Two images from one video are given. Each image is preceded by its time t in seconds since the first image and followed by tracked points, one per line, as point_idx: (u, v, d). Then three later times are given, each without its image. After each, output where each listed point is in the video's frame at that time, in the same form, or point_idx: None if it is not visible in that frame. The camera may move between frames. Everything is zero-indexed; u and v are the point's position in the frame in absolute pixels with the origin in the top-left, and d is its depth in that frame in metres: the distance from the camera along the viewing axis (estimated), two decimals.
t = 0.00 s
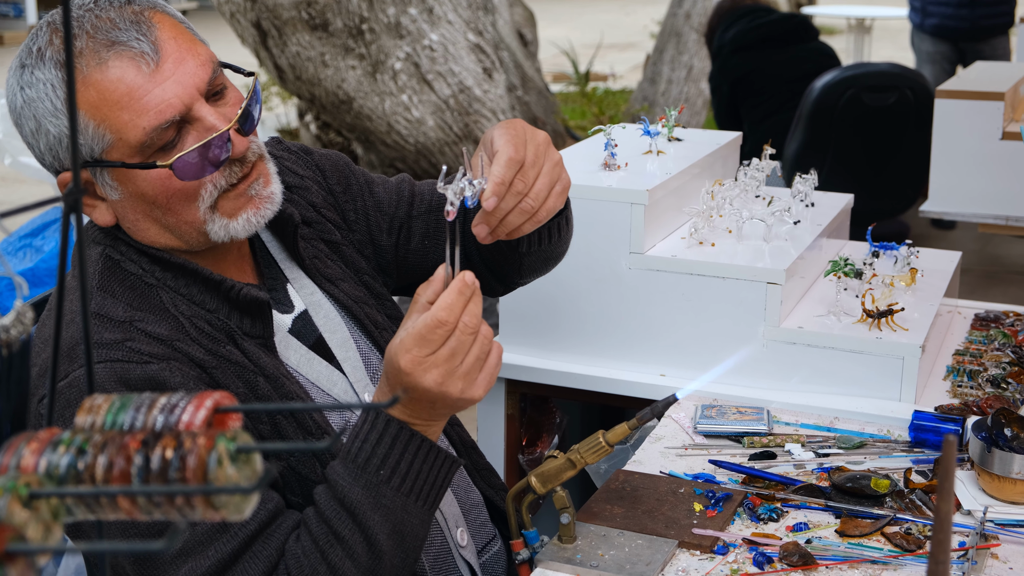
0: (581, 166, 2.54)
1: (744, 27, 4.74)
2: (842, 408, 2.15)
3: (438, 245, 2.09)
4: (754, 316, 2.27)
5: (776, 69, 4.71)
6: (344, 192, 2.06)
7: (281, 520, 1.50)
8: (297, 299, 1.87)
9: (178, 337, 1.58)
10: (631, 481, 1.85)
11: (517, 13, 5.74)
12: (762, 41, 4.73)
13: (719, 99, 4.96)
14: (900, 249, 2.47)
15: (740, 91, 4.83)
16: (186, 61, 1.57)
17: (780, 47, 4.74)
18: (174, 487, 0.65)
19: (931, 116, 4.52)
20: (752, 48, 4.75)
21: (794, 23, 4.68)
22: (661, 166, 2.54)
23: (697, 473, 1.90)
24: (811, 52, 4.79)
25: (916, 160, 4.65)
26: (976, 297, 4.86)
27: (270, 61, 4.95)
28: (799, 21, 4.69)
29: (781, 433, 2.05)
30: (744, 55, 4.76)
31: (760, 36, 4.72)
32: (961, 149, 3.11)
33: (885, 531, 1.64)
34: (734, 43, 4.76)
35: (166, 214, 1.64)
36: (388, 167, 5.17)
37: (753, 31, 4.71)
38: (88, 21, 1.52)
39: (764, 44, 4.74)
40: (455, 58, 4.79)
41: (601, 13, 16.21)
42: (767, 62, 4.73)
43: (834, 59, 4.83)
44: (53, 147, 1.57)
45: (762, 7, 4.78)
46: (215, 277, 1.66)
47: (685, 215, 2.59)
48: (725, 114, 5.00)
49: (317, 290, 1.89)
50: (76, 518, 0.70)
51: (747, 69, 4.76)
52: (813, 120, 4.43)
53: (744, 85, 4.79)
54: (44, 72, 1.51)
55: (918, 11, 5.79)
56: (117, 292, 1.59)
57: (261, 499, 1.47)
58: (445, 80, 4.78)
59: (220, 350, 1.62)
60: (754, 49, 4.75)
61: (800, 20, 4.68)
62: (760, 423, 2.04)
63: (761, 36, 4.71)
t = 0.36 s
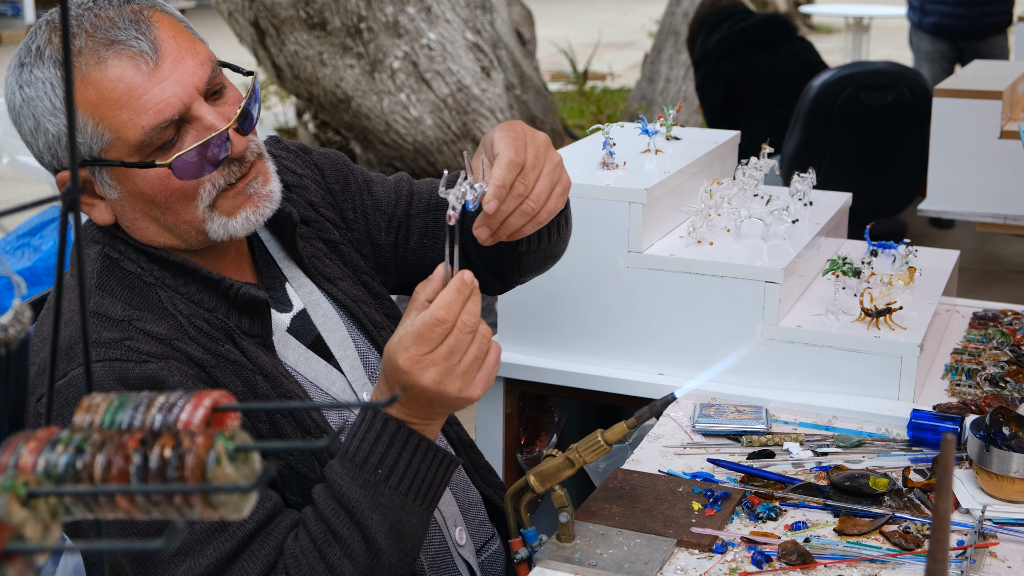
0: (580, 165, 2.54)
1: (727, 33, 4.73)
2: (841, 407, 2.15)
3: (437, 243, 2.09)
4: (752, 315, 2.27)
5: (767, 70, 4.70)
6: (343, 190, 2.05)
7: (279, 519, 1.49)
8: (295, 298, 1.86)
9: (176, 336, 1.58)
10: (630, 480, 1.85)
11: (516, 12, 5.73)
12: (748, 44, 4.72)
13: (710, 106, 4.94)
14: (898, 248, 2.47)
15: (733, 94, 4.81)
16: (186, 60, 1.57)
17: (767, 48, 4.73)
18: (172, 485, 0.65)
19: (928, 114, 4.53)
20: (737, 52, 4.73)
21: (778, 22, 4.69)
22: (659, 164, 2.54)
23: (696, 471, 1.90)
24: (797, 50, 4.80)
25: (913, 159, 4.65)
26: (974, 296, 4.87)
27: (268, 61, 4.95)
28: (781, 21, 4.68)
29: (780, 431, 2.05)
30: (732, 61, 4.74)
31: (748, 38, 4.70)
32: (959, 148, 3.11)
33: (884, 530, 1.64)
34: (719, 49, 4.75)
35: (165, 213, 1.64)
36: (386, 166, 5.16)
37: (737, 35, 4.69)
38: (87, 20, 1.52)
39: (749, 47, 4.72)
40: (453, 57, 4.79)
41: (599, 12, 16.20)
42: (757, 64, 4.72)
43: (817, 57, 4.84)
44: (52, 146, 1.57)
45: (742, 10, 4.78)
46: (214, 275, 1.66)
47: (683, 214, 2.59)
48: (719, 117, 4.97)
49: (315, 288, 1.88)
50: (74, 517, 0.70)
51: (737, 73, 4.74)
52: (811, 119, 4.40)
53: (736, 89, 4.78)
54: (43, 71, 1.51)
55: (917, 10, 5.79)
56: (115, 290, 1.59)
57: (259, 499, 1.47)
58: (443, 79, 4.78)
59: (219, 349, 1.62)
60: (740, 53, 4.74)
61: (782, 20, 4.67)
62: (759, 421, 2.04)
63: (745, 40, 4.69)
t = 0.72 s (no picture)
0: (581, 164, 2.54)
1: (720, 35, 4.79)
2: (842, 406, 2.15)
3: (439, 243, 2.09)
4: (754, 314, 2.27)
5: (761, 70, 4.70)
6: (344, 190, 2.06)
7: (280, 519, 1.49)
8: (297, 297, 1.86)
9: (178, 335, 1.58)
10: (632, 479, 1.85)
11: (518, 11, 5.72)
12: (741, 46, 4.74)
13: (705, 109, 4.92)
14: (900, 246, 2.47)
15: (728, 95, 4.79)
16: (188, 59, 1.57)
17: (758, 49, 4.75)
18: (173, 485, 0.65)
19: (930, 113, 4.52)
20: (730, 54, 4.75)
21: (769, 24, 4.72)
22: (661, 163, 2.54)
23: (697, 470, 1.90)
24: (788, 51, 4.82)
25: (914, 158, 4.66)
26: (975, 295, 4.86)
27: (269, 60, 4.95)
28: (773, 24, 4.73)
29: (781, 431, 2.05)
30: (726, 61, 4.75)
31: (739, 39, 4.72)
32: (961, 147, 3.11)
33: (886, 529, 1.64)
34: (713, 51, 4.77)
35: (167, 212, 1.64)
36: (387, 165, 5.16)
37: (731, 36, 4.73)
38: (90, 19, 1.52)
39: (742, 49, 4.74)
40: (454, 56, 4.79)
41: (600, 11, 16.19)
42: (751, 64, 4.72)
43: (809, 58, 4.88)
44: (54, 145, 1.57)
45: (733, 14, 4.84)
46: (216, 274, 1.66)
47: (685, 213, 2.59)
48: (713, 118, 4.94)
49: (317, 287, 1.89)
50: (76, 516, 0.70)
51: (732, 73, 4.73)
52: (814, 118, 4.38)
53: (731, 90, 4.76)
54: (45, 70, 1.51)
55: (918, 9, 5.79)
56: (117, 289, 1.59)
57: (261, 498, 1.47)
58: (444, 78, 4.78)
59: (220, 348, 1.62)
60: (734, 54, 4.75)
61: (772, 22, 4.71)
62: (760, 421, 2.04)
63: (739, 41, 4.72)
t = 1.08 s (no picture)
0: (582, 163, 2.54)
1: (720, 34, 4.73)
2: (843, 405, 2.15)
3: (440, 242, 2.09)
4: (755, 313, 2.27)
5: (762, 70, 4.68)
6: (346, 190, 2.06)
7: (281, 519, 1.50)
8: (298, 297, 1.87)
9: (179, 335, 1.58)
10: (633, 478, 1.85)
11: (518, 11, 5.72)
12: (741, 46, 4.71)
13: (707, 107, 4.93)
14: (900, 246, 2.47)
15: (728, 96, 4.80)
16: (189, 58, 1.58)
17: (759, 48, 4.72)
18: (174, 484, 0.65)
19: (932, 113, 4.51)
20: (730, 54, 4.73)
21: (769, 22, 4.66)
22: (661, 163, 2.53)
23: (698, 470, 1.90)
24: (790, 49, 4.79)
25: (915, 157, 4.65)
26: (976, 294, 4.86)
27: (270, 59, 4.94)
28: (773, 22, 4.67)
29: (782, 430, 2.05)
30: (725, 62, 4.73)
31: (740, 39, 4.68)
32: (961, 147, 3.11)
33: (886, 528, 1.64)
34: (712, 51, 4.74)
35: (168, 211, 1.64)
36: (388, 164, 5.15)
37: (731, 36, 4.68)
38: (91, 18, 1.52)
39: (741, 49, 4.71)
40: (455, 55, 4.80)
41: (601, 11, 16.18)
42: (750, 64, 4.70)
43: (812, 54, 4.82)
44: (56, 144, 1.57)
45: (734, 10, 4.76)
46: (218, 274, 1.66)
47: (685, 212, 2.59)
48: (714, 117, 4.94)
49: (318, 287, 1.89)
50: (77, 515, 0.70)
51: (732, 73, 4.72)
52: (814, 118, 4.38)
53: (731, 90, 4.76)
54: (47, 69, 1.51)
55: (918, 9, 5.79)
56: (119, 289, 1.59)
57: (262, 498, 1.47)
58: (445, 77, 4.78)
59: (222, 348, 1.62)
60: (733, 54, 4.73)
61: (774, 19, 4.64)
62: (761, 420, 2.04)
63: (738, 41, 4.69)
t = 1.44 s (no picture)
0: (583, 163, 2.54)
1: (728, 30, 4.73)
2: (843, 405, 2.15)
3: (441, 242, 2.09)
4: (755, 313, 2.27)
5: (765, 69, 4.68)
6: (346, 189, 2.05)
7: (281, 519, 1.50)
8: (299, 297, 1.87)
9: (180, 335, 1.58)
10: (633, 478, 1.85)
11: (519, 11, 5.72)
12: (746, 44, 4.72)
13: (711, 104, 4.94)
14: (901, 246, 2.46)
15: (732, 94, 4.81)
16: (190, 58, 1.58)
17: (765, 47, 4.72)
18: (174, 484, 0.65)
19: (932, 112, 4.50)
20: (735, 52, 4.74)
21: (777, 21, 4.67)
22: (662, 163, 2.53)
23: (698, 470, 1.90)
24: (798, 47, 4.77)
25: (916, 157, 4.64)
26: (976, 294, 4.86)
27: (271, 59, 4.94)
28: (781, 20, 4.68)
29: (782, 430, 2.05)
30: (730, 60, 4.74)
31: (745, 38, 4.70)
32: (962, 147, 3.11)
33: (887, 528, 1.64)
34: (719, 49, 4.76)
35: (168, 212, 1.64)
36: (388, 164, 5.15)
37: (736, 35, 4.70)
38: (93, 18, 1.52)
39: (747, 47, 4.72)
40: (456, 55, 4.80)
41: (602, 11, 16.17)
42: (754, 63, 4.71)
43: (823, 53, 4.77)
44: (57, 144, 1.57)
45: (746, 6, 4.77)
46: (218, 274, 1.66)
47: (686, 212, 2.59)
48: (720, 116, 4.99)
49: (318, 287, 1.89)
50: (77, 516, 0.70)
51: (735, 72, 4.73)
52: (813, 117, 4.39)
53: (735, 89, 4.77)
54: (48, 69, 1.51)
55: (919, 9, 5.79)
56: (119, 288, 1.59)
57: (262, 498, 1.48)
58: (446, 77, 4.78)
59: (222, 348, 1.62)
60: (739, 53, 4.73)
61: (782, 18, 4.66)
62: (761, 420, 2.04)
63: (744, 39, 4.70)
